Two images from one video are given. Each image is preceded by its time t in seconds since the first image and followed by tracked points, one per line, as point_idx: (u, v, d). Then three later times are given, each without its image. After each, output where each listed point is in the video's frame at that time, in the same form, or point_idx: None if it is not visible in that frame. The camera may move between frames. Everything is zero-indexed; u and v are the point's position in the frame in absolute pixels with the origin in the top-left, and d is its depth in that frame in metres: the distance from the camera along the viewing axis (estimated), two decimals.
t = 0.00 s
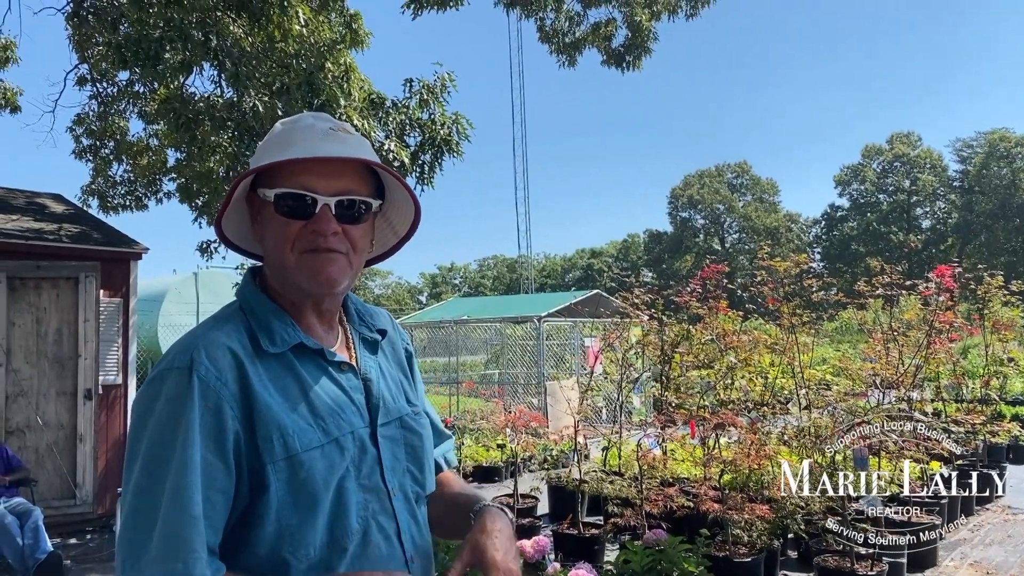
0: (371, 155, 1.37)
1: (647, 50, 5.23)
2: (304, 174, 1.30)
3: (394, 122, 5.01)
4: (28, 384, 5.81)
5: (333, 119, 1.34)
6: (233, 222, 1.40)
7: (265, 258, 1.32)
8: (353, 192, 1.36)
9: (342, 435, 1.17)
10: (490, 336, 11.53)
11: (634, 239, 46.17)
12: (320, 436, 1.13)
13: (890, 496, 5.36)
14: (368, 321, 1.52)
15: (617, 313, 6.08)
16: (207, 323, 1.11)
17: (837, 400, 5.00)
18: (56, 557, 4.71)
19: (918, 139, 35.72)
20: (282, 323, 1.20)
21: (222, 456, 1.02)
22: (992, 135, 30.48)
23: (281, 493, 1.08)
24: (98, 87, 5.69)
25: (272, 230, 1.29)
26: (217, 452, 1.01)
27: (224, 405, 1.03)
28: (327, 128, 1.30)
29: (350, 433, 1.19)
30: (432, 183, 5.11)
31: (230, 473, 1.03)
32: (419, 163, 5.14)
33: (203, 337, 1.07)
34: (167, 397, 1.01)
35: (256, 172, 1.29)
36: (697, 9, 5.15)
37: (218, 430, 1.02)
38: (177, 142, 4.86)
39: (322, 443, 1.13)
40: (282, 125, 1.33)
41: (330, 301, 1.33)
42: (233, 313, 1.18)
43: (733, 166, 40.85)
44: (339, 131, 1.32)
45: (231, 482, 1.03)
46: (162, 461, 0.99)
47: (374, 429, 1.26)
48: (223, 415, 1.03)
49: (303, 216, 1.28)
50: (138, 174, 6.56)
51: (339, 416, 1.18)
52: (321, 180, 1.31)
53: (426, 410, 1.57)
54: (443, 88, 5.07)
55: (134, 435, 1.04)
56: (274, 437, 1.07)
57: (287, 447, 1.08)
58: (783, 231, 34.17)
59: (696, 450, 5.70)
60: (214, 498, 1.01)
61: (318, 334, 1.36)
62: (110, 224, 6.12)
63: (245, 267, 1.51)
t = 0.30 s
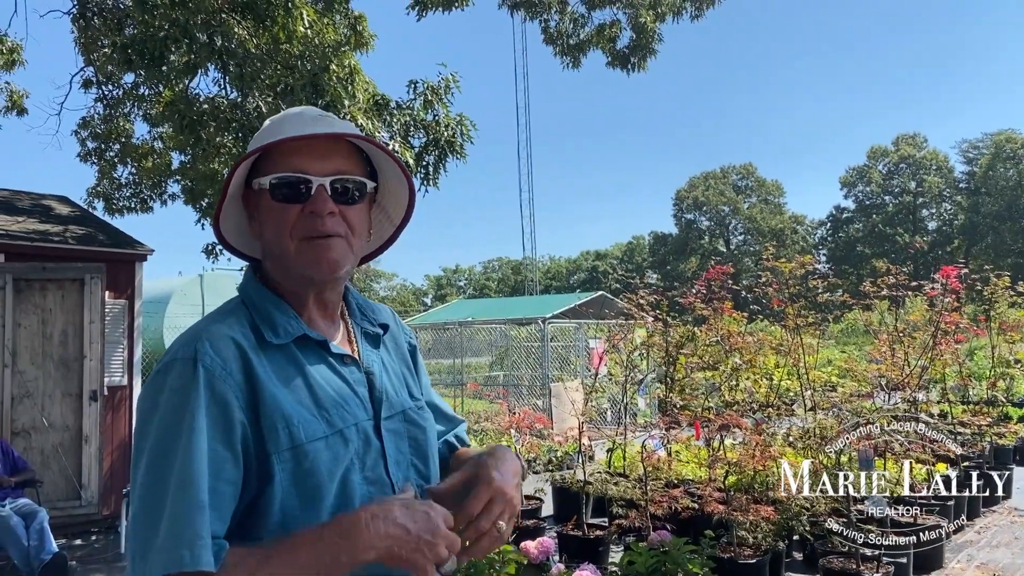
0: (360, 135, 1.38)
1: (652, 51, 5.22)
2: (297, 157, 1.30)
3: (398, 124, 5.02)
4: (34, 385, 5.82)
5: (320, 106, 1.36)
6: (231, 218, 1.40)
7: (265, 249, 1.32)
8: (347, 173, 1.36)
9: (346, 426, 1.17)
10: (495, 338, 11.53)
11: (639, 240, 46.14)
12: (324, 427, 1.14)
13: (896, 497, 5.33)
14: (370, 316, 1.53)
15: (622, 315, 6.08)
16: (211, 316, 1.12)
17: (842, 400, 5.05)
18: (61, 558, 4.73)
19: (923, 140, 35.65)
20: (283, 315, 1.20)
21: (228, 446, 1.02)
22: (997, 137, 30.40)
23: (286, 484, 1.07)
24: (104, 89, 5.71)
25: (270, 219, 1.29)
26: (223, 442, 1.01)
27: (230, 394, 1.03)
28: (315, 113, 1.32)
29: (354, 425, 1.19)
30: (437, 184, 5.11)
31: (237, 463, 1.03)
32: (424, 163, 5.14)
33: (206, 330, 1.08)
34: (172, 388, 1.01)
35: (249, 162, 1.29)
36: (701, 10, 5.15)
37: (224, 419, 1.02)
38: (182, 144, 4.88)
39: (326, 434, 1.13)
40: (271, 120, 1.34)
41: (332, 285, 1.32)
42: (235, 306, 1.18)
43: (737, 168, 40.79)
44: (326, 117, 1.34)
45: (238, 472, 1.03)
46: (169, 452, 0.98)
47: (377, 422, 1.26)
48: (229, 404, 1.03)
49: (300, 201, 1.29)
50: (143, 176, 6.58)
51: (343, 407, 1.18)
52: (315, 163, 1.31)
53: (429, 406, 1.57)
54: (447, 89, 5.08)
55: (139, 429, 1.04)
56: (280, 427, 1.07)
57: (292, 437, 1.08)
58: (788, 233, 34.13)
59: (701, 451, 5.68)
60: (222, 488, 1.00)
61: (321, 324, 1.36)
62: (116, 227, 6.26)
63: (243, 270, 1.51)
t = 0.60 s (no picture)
0: (374, 144, 1.38)
1: (657, 53, 5.22)
2: (310, 166, 1.31)
3: (404, 125, 5.03)
4: (41, 387, 5.85)
5: (335, 112, 1.36)
6: (243, 222, 1.40)
7: (277, 255, 1.32)
8: (360, 181, 1.36)
9: (359, 430, 1.17)
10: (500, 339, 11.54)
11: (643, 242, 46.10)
12: (337, 431, 1.14)
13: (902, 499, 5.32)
14: (381, 319, 1.53)
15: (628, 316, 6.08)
16: (223, 321, 1.12)
17: (849, 403, 5.12)
18: (68, 559, 4.74)
19: (929, 141, 35.56)
20: (295, 320, 1.20)
21: (239, 452, 1.02)
22: (1003, 138, 30.30)
23: (299, 490, 1.08)
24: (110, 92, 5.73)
25: (282, 226, 1.30)
26: (234, 448, 1.02)
27: (241, 401, 1.04)
28: (329, 120, 1.32)
29: (366, 429, 1.19)
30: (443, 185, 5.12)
31: (248, 470, 1.03)
32: (430, 165, 5.15)
33: (218, 335, 1.08)
34: (183, 395, 1.02)
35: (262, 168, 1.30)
36: (707, 11, 5.15)
37: (235, 427, 1.02)
38: (188, 147, 4.89)
39: (339, 439, 1.13)
40: (285, 124, 1.35)
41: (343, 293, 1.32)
42: (247, 311, 1.19)
43: (742, 169, 40.74)
44: (341, 123, 1.34)
45: (249, 479, 1.03)
46: (180, 458, 0.99)
47: (390, 425, 1.27)
48: (240, 410, 1.03)
49: (312, 208, 1.29)
50: (149, 178, 6.60)
51: (355, 412, 1.18)
52: (328, 171, 1.32)
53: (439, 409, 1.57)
54: (453, 90, 5.08)
55: (152, 435, 1.05)
56: (292, 432, 1.07)
57: (305, 442, 1.08)
58: (793, 234, 34.07)
59: (706, 453, 5.68)
60: (232, 495, 1.01)
61: (332, 329, 1.36)
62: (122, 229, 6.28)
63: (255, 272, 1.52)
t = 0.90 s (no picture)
0: (388, 149, 1.38)
1: (661, 53, 5.22)
2: (324, 170, 1.31)
3: (409, 126, 5.03)
4: (47, 387, 5.86)
5: (349, 116, 1.37)
6: (256, 224, 1.41)
7: (289, 258, 1.33)
8: (373, 186, 1.37)
9: (370, 435, 1.17)
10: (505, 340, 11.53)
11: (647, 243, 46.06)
12: (348, 435, 1.14)
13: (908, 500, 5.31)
14: (392, 322, 1.53)
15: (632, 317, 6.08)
16: (234, 325, 1.12)
17: (854, 404, 5.12)
18: (74, 559, 4.76)
19: (934, 140, 35.46)
20: (307, 324, 1.20)
21: (249, 457, 1.02)
22: (1009, 138, 30.19)
23: (308, 494, 1.08)
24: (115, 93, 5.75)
25: (295, 229, 1.30)
26: (243, 453, 1.02)
27: (252, 406, 1.04)
28: (344, 124, 1.33)
29: (377, 432, 1.19)
30: (447, 186, 5.12)
31: (258, 474, 1.04)
32: (434, 166, 5.15)
33: (229, 340, 1.08)
34: (194, 398, 1.02)
35: (276, 171, 1.30)
36: (711, 12, 5.15)
37: (245, 432, 1.02)
38: (194, 148, 4.91)
39: (350, 443, 1.13)
40: (300, 127, 1.35)
41: (354, 297, 1.33)
42: (258, 314, 1.19)
43: (746, 169, 40.67)
44: (355, 127, 1.34)
45: (257, 483, 1.03)
46: (189, 462, 1.00)
47: (400, 429, 1.27)
48: (250, 414, 1.03)
49: (326, 212, 1.29)
50: (154, 179, 6.63)
51: (366, 416, 1.18)
52: (342, 175, 1.32)
53: (449, 412, 1.58)
54: (457, 91, 5.09)
55: (163, 438, 1.06)
56: (303, 437, 1.07)
57: (316, 447, 1.08)
58: (797, 235, 34.01)
59: (711, 453, 5.67)
60: (241, 500, 1.01)
61: (343, 332, 1.36)
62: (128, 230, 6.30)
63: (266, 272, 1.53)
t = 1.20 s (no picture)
0: (398, 154, 1.39)
1: (665, 53, 5.22)
2: (333, 174, 1.32)
3: (412, 127, 5.03)
4: (52, 387, 5.88)
5: (360, 119, 1.37)
6: (263, 224, 1.42)
7: (295, 260, 1.34)
8: (382, 192, 1.37)
9: (375, 437, 1.18)
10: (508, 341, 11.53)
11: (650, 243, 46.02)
12: (353, 438, 1.14)
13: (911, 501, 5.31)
14: (398, 322, 1.53)
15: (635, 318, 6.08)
16: (239, 328, 1.12)
17: (858, 404, 5.12)
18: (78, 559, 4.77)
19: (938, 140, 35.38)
20: (312, 326, 1.20)
21: (254, 461, 1.03)
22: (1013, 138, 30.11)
23: (314, 497, 1.08)
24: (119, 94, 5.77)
25: (303, 232, 1.31)
26: (249, 457, 1.02)
27: (257, 409, 1.04)
28: (354, 128, 1.32)
29: (382, 435, 1.19)
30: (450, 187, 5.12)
31: (263, 477, 1.04)
32: (438, 167, 5.16)
33: (234, 343, 1.08)
34: (199, 402, 1.03)
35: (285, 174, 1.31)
36: (715, 12, 5.14)
37: (251, 436, 1.03)
38: (198, 148, 4.92)
39: (355, 446, 1.13)
40: (309, 127, 1.35)
41: (361, 302, 1.33)
42: (264, 316, 1.20)
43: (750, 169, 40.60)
44: (365, 131, 1.34)
45: (263, 486, 1.04)
46: (195, 466, 1.00)
47: (405, 430, 1.27)
48: (255, 418, 1.03)
49: (333, 217, 1.30)
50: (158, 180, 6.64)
51: (371, 419, 1.18)
52: (350, 181, 1.33)
53: (455, 411, 1.58)
54: (461, 92, 5.09)
55: (169, 440, 1.06)
56: (308, 440, 1.07)
57: (322, 450, 1.08)
58: (800, 235, 33.96)
59: (715, 454, 5.66)
60: (246, 504, 1.02)
61: (350, 335, 1.37)
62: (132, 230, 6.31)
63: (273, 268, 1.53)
